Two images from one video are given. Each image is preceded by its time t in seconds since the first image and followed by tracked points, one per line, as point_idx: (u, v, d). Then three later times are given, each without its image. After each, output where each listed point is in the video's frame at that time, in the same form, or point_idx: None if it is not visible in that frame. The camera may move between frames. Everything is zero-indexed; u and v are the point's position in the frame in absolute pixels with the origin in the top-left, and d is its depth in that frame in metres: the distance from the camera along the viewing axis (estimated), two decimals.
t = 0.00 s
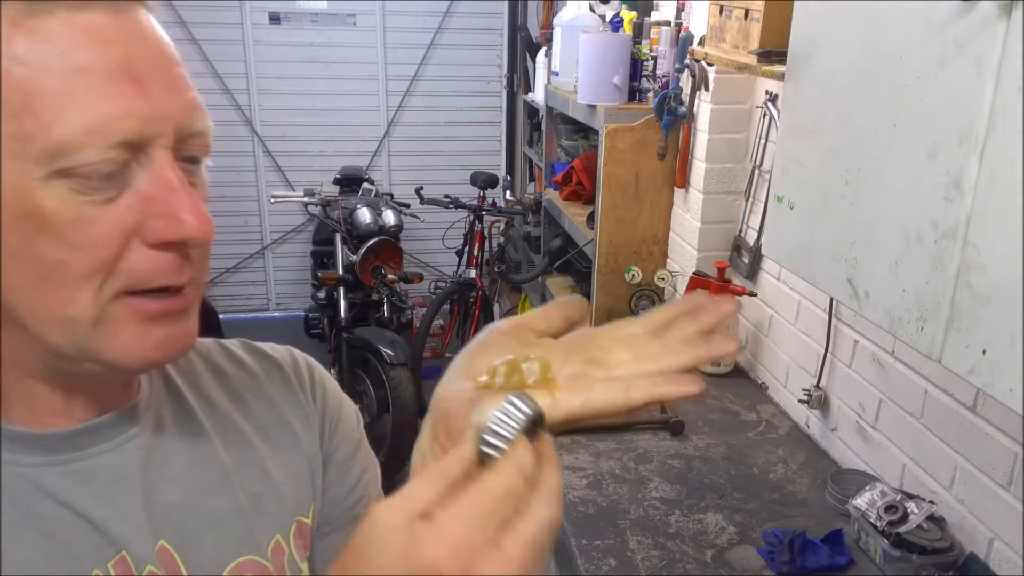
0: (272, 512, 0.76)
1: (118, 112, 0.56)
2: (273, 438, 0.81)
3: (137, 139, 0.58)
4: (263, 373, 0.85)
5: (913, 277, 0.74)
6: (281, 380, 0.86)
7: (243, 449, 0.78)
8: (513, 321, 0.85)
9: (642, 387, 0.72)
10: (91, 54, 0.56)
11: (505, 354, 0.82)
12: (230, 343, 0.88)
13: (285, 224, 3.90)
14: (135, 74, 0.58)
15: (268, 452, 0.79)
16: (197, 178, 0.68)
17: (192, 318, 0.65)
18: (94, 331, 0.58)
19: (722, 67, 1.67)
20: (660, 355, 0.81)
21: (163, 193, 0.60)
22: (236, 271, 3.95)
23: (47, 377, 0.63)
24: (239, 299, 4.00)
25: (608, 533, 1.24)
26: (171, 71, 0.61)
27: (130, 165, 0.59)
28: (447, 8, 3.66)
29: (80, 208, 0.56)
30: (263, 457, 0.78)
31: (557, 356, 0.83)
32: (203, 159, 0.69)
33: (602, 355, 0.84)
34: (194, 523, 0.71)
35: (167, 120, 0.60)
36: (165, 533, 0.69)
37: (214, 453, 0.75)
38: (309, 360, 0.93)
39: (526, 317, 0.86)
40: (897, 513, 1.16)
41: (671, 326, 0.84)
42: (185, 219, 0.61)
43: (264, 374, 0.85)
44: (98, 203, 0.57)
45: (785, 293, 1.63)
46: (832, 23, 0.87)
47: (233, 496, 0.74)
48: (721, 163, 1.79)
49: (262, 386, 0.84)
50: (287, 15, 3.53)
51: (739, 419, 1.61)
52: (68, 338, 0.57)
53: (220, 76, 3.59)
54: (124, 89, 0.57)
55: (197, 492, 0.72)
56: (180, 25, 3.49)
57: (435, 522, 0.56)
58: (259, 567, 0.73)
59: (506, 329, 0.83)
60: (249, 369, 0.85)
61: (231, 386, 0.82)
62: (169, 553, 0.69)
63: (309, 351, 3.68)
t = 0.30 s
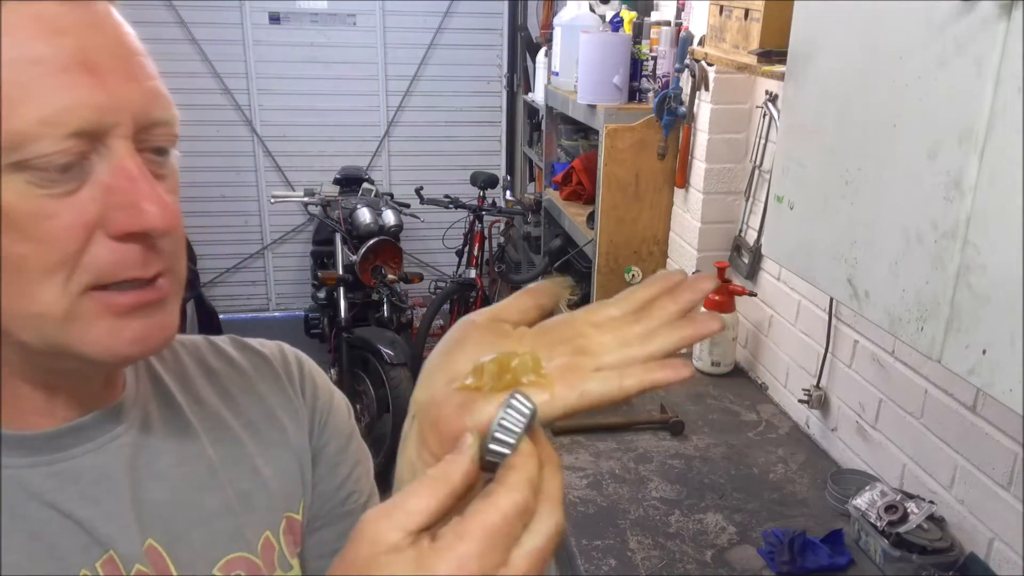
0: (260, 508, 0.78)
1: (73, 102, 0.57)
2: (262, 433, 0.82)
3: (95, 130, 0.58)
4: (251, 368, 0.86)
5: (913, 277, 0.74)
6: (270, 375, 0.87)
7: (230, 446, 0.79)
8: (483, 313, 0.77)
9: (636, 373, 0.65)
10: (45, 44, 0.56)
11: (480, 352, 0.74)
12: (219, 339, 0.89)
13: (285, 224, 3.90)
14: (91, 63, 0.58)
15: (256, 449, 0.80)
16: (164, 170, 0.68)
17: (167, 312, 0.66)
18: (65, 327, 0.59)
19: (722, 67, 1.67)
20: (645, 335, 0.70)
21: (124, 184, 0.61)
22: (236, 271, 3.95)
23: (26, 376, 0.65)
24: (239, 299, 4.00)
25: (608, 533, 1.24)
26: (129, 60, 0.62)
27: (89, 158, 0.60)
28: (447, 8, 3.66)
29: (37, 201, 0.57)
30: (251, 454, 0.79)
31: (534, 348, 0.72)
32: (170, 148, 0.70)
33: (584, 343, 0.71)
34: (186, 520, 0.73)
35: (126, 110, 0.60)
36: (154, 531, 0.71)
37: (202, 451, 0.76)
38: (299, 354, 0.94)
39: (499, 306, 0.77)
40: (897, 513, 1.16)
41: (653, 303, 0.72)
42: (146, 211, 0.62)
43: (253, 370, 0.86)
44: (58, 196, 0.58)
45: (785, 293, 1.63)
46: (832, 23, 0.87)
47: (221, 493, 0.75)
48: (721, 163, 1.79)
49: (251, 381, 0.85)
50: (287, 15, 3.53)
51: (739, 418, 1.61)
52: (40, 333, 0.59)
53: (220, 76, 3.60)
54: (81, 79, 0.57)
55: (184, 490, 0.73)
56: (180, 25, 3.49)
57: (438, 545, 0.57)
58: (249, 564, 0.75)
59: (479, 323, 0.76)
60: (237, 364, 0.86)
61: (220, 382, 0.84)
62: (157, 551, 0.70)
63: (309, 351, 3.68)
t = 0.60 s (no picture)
0: (245, 506, 0.80)
1: (30, 103, 0.58)
2: (248, 430, 0.84)
3: (54, 131, 0.60)
4: (239, 365, 0.88)
5: (913, 276, 0.74)
6: (258, 373, 0.89)
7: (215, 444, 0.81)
8: (479, 310, 0.80)
9: (623, 385, 0.63)
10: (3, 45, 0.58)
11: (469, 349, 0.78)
12: (208, 336, 0.91)
13: (286, 224, 3.90)
14: (51, 66, 0.60)
15: (242, 446, 0.83)
16: (132, 172, 0.70)
17: (135, 313, 0.68)
18: (30, 329, 0.61)
19: (722, 67, 1.67)
20: (641, 343, 0.70)
21: (84, 185, 0.62)
22: (236, 271, 3.95)
23: (5, 380, 0.67)
24: (239, 299, 4.00)
25: (608, 533, 1.23)
26: (92, 61, 0.63)
27: (51, 160, 0.61)
28: (447, 7, 3.66)
29: None
30: (236, 451, 0.82)
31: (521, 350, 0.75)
32: (139, 150, 0.71)
33: (576, 350, 0.72)
34: (172, 519, 0.75)
35: (85, 110, 0.62)
36: (135, 532, 0.73)
37: (187, 449, 0.78)
38: (288, 349, 0.96)
39: (494, 303, 0.80)
40: (897, 513, 1.16)
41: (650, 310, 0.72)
42: (107, 213, 0.63)
43: (241, 367, 0.88)
44: (21, 198, 0.60)
45: (785, 293, 1.63)
46: (831, 23, 0.86)
47: (205, 492, 0.77)
48: (721, 163, 1.79)
49: (238, 378, 0.87)
50: (287, 15, 3.53)
51: (739, 418, 1.61)
52: (7, 338, 0.61)
53: (220, 76, 3.59)
54: (40, 80, 0.59)
55: (168, 490, 0.75)
56: (179, 25, 3.48)
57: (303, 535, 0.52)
58: (233, 563, 0.77)
59: (473, 321, 0.80)
60: (225, 362, 0.88)
61: (206, 379, 0.85)
62: (139, 552, 0.72)
63: (309, 351, 3.68)
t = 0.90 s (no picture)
0: (240, 505, 0.80)
1: (29, 109, 0.58)
2: (245, 431, 0.84)
3: (55, 138, 0.60)
4: (235, 365, 0.88)
5: (913, 277, 0.74)
6: (255, 374, 0.89)
7: (211, 444, 0.81)
8: (491, 320, 0.79)
9: (599, 417, 0.64)
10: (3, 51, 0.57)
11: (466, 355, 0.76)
12: (205, 336, 0.91)
13: (286, 224, 3.90)
14: (51, 71, 0.59)
15: (237, 445, 0.83)
16: (129, 176, 0.70)
17: (133, 317, 0.68)
18: (27, 333, 0.61)
19: (722, 67, 1.67)
20: (634, 375, 0.68)
21: (83, 191, 0.62)
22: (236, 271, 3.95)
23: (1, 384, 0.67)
24: (239, 299, 4.00)
25: (608, 533, 1.23)
26: (91, 66, 0.63)
27: (51, 167, 0.61)
28: (447, 8, 3.67)
29: None
30: (231, 451, 0.82)
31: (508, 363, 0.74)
32: (137, 154, 0.71)
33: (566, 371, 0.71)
34: (167, 519, 0.75)
35: (86, 116, 0.62)
36: (129, 530, 0.72)
37: (182, 450, 0.78)
38: (286, 352, 0.96)
39: (511, 315, 0.79)
40: (897, 513, 1.15)
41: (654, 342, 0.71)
42: (107, 219, 0.63)
43: (236, 368, 0.88)
44: (21, 204, 0.60)
45: (785, 292, 1.63)
46: (829, 23, 0.86)
47: (200, 492, 0.77)
48: (721, 163, 1.79)
49: (235, 379, 0.87)
50: (287, 15, 3.53)
51: (739, 418, 1.61)
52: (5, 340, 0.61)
53: (220, 76, 3.59)
54: (40, 85, 0.59)
55: (164, 490, 0.75)
56: (179, 25, 3.49)
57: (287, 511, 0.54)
58: (228, 562, 0.77)
59: (483, 329, 0.79)
60: (222, 362, 0.88)
61: (202, 378, 0.85)
62: (133, 550, 0.72)
63: (310, 351, 3.69)
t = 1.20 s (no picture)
0: (239, 504, 0.80)
1: (31, 108, 0.58)
2: (245, 430, 0.84)
3: (58, 136, 0.60)
4: (235, 364, 0.88)
5: (913, 277, 0.74)
6: (254, 373, 0.89)
7: (210, 443, 0.81)
8: (492, 318, 0.80)
9: (589, 410, 0.64)
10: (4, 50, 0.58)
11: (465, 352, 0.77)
12: (205, 335, 0.91)
13: (286, 224, 3.90)
14: (53, 70, 0.60)
15: (236, 445, 0.83)
16: (131, 175, 0.70)
17: (133, 315, 0.68)
18: (31, 333, 0.61)
19: (722, 67, 1.67)
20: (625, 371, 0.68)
21: (86, 189, 0.62)
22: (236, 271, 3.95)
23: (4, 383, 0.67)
24: (239, 299, 4.00)
25: (608, 533, 1.24)
26: (93, 64, 0.63)
27: (54, 165, 0.61)
28: (447, 7, 3.67)
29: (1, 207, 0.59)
30: (230, 450, 0.82)
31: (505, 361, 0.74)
32: (139, 152, 0.71)
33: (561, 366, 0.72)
34: (166, 518, 0.75)
35: (88, 114, 0.62)
36: (130, 530, 0.73)
37: (181, 449, 0.78)
38: (285, 351, 0.96)
39: (513, 315, 0.79)
40: (897, 513, 1.16)
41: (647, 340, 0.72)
42: (110, 216, 0.63)
43: (236, 366, 0.88)
44: (23, 202, 0.60)
45: (785, 292, 1.63)
46: (830, 23, 0.86)
47: (199, 491, 0.77)
48: (721, 163, 1.79)
49: (234, 378, 0.87)
50: (287, 15, 3.53)
51: (739, 418, 1.61)
52: (8, 340, 0.61)
53: (220, 76, 3.59)
54: (42, 84, 0.59)
55: (165, 489, 0.75)
56: (179, 25, 3.49)
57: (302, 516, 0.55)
58: (228, 560, 0.77)
59: (484, 328, 0.79)
60: (222, 361, 0.88)
61: (202, 377, 0.86)
62: (135, 549, 0.72)
63: (310, 352, 3.68)
